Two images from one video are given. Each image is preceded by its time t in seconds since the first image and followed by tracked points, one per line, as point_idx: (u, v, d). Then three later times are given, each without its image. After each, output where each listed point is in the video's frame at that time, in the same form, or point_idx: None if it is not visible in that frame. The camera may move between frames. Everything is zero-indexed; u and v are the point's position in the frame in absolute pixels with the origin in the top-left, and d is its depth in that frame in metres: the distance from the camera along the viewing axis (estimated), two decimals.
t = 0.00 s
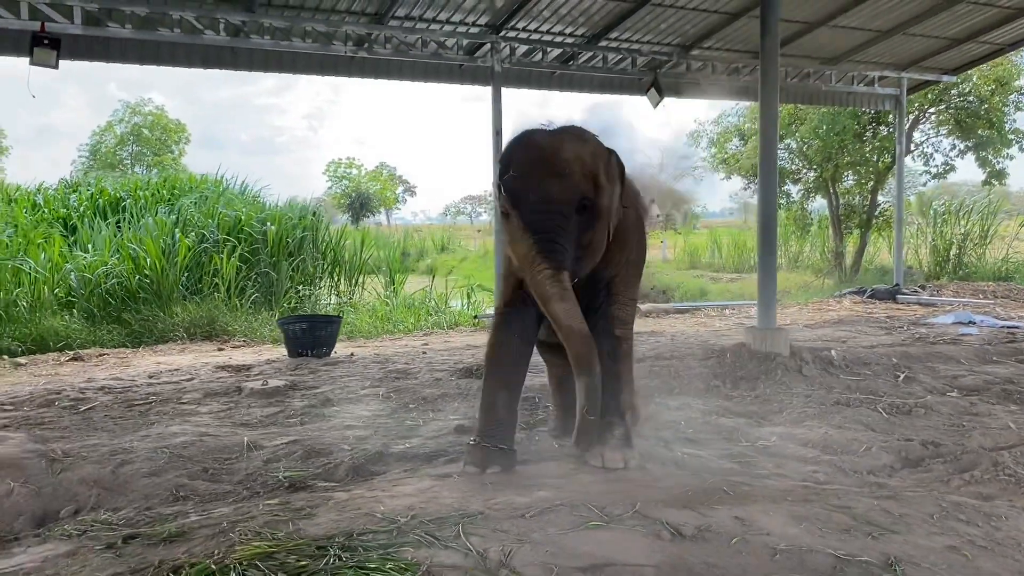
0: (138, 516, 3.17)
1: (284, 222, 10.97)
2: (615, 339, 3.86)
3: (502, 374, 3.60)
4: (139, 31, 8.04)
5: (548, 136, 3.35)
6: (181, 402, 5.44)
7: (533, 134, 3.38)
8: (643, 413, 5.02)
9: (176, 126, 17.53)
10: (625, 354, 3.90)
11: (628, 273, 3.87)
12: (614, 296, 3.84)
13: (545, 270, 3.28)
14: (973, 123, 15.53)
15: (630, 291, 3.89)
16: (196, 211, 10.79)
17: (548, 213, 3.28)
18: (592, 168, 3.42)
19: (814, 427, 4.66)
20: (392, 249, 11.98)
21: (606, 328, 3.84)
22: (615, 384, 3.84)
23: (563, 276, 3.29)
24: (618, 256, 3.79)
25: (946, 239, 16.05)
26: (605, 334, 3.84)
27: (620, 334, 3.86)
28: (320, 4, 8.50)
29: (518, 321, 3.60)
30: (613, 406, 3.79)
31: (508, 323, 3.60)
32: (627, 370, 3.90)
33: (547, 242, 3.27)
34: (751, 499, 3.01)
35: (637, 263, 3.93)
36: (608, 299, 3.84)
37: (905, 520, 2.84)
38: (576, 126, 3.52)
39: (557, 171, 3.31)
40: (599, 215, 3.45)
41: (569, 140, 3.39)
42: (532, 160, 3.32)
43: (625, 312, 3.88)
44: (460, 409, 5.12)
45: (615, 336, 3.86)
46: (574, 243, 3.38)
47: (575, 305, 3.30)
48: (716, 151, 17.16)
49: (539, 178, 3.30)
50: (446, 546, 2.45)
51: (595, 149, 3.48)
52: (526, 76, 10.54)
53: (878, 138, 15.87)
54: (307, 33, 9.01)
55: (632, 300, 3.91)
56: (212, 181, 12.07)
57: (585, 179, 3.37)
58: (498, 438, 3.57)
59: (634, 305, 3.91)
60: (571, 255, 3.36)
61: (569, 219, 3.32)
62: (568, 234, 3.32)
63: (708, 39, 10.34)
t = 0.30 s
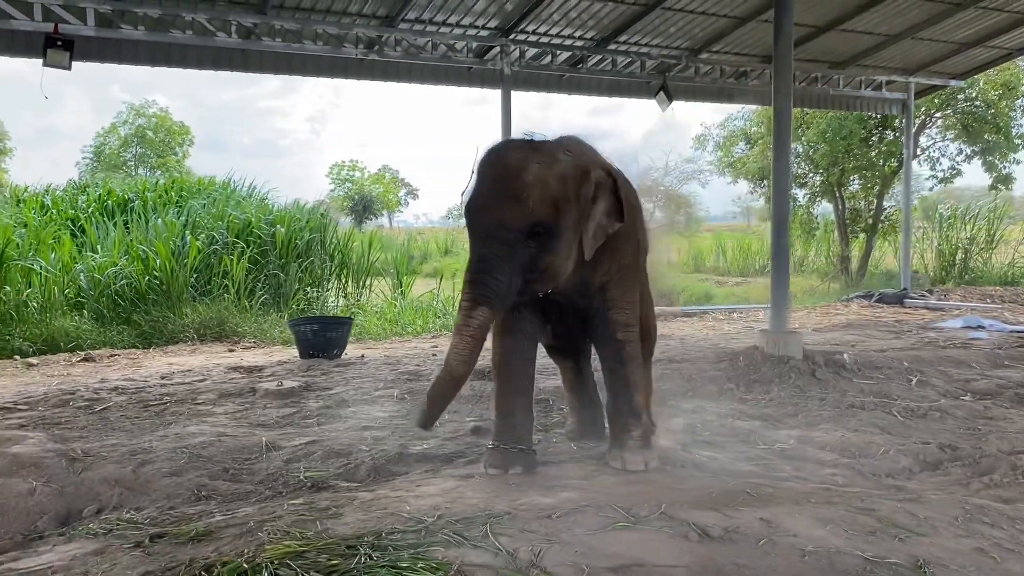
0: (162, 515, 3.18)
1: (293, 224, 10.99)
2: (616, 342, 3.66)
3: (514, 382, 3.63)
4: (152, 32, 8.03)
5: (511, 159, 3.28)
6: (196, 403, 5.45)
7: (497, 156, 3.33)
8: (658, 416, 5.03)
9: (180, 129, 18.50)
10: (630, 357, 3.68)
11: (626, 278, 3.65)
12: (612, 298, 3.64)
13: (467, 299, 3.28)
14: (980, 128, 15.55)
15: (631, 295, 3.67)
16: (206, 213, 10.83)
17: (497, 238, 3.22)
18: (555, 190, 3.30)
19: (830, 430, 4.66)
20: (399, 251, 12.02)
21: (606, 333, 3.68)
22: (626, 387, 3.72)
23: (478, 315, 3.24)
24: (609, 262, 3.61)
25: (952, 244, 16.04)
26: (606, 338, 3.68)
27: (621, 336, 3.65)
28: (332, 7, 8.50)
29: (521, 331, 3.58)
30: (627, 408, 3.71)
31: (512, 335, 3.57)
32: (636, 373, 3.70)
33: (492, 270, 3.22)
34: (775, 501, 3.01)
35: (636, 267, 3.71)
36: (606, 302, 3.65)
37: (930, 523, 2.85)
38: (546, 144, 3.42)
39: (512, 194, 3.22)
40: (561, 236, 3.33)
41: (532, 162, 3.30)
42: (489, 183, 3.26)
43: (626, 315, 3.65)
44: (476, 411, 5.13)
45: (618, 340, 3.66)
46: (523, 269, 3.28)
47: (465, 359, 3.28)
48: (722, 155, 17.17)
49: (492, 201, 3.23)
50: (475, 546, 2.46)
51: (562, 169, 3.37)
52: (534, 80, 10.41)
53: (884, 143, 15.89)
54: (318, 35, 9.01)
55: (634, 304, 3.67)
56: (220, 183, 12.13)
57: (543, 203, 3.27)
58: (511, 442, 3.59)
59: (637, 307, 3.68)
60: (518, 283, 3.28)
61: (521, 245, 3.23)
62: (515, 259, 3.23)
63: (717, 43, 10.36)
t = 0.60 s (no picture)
0: (186, 518, 3.14)
1: (301, 225, 10.97)
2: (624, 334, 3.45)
3: (531, 384, 3.59)
4: (162, 32, 7.97)
5: (476, 164, 3.04)
6: (211, 403, 5.41)
7: (463, 161, 3.10)
8: (678, 417, 4.99)
9: (183, 129, 18.49)
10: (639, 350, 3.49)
11: (627, 273, 3.42)
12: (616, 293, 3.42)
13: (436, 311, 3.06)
14: (989, 128, 15.49)
15: (636, 290, 3.44)
16: (214, 213, 10.79)
17: (462, 247, 2.98)
18: (524, 195, 3.07)
19: (853, 431, 4.62)
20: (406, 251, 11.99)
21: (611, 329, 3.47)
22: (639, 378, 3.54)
23: (450, 329, 3.01)
24: (608, 258, 3.38)
25: (960, 244, 15.96)
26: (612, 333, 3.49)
27: (627, 327, 3.44)
28: (342, 6, 8.45)
29: (527, 331, 3.54)
30: (641, 405, 3.60)
31: (520, 338, 3.55)
32: (650, 365, 3.53)
33: (461, 280, 3.00)
34: (808, 505, 2.97)
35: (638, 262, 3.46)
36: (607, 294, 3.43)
37: (968, 527, 2.81)
38: (516, 145, 3.19)
39: (477, 201, 2.99)
40: (532, 240, 3.11)
41: (497, 166, 3.06)
42: (454, 190, 3.04)
43: (632, 307, 3.43)
44: (494, 412, 5.10)
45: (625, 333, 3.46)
46: (495, 277, 3.06)
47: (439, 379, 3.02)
48: (729, 155, 17.08)
49: (456, 209, 3.00)
50: (512, 550, 2.42)
51: (533, 172, 3.13)
52: (544, 79, 10.38)
53: (892, 143, 15.80)
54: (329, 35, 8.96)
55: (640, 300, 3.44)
56: (227, 184, 12.10)
57: (511, 208, 3.03)
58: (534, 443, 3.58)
59: (643, 301, 3.44)
60: (490, 292, 3.07)
61: (488, 252, 3.01)
62: (483, 269, 3.01)
63: (727, 42, 10.30)
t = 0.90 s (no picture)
0: (207, 521, 3.13)
1: (308, 225, 10.96)
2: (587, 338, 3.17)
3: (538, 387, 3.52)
4: (171, 32, 7.95)
5: (471, 163, 2.98)
6: (224, 405, 5.40)
7: (456, 161, 3.04)
8: (693, 417, 4.97)
9: (185, 129, 18.45)
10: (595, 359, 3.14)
11: (615, 274, 3.21)
12: (593, 294, 3.18)
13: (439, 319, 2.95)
14: (995, 126, 15.45)
15: (616, 295, 3.20)
16: (222, 214, 10.77)
17: (459, 247, 2.89)
18: (521, 190, 3.00)
19: (870, 432, 4.60)
20: (413, 251, 11.96)
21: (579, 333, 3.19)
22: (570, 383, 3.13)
23: (454, 332, 2.91)
24: (599, 256, 3.21)
25: (966, 242, 15.90)
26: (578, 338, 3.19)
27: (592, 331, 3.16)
28: (350, 6, 8.42)
29: (535, 335, 3.49)
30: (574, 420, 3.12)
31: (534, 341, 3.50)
32: (594, 377, 3.12)
33: (460, 280, 2.90)
34: (834, 507, 2.96)
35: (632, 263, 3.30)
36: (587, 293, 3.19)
37: (997, 530, 2.79)
38: (511, 141, 3.12)
39: (473, 199, 2.91)
40: (530, 237, 3.02)
41: (493, 163, 2.99)
42: (449, 189, 2.96)
43: (606, 313, 3.17)
44: (509, 413, 5.08)
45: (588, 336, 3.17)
46: (495, 276, 2.96)
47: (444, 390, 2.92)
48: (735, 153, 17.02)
49: (452, 209, 2.93)
50: (541, 555, 2.40)
51: (529, 167, 3.06)
52: (551, 79, 10.35)
53: (898, 141, 15.68)
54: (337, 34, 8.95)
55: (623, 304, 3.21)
56: (232, 184, 12.09)
57: (509, 204, 2.96)
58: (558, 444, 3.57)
59: (622, 307, 3.20)
60: (493, 291, 2.97)
61: (487, 251, 2.92)
62: (483, 268, 2.91)
63: (735, 40, 10.25)
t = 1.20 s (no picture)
0: (225, 514, 3.16)
1: (314, 220, 10.98)
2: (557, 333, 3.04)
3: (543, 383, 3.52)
4: (177, 28, 7.93)
5: (468, 156, 2.86)
6: (235, 399, 5.42)
7: (452, 155, 2.92)
8: (705, 409, 4.98)
9: (187, 125, 18.44)
10: (562, 358, 3.02)
11: (602, 270, 3.10)
12: (572, 288, 3.06)
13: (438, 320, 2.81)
14: (1000, 118, 15.40)
15: (598, 292, 3.08)
16: (228, 210, 10.78)
17: (458, 243, 2.77)
18: (521, 182, 2.87)
19: (882, 423, 4.60)
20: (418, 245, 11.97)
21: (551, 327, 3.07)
22: (536, 388, 3.00)
23: (454, 332, 2.77)
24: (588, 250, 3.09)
25: (971, 234, 15.86)
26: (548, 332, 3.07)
27: (563, 328, 3.03)
28: (356, 0, 8.38)
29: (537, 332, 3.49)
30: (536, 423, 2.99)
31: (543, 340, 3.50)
32: (556, 375, 3.01)
33: (460, 277, 2.78)
34: (850, 499, 2.97)
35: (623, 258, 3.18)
36: (567, 287, 3.07)
37: (1015, 519, 2.79)
38: (508, 133, 3.01)
39: (472, 192, 2.79)
40: (532, 231, 2.89)
41: (490, 155, 2.87)
42: (445, 183, 2.85)
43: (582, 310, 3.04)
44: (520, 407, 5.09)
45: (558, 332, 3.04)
46: (497, 272, 2.84)
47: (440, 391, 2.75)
48: (739, 146, 16.96)
49: (449, 204, 2.81)
50: (562, 545, 2.41)
51: (529, 158, 2.94)
52: (556, 72, 10.33)
53: (903, 133, 15.57)
54: (343, 29, 8.92)
55: (603, 301, 3.09)
56: (236, 180, 12.10)
57: (509, 196, 2.83)
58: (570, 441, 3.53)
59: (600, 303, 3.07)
60: (495, 288, 2.85)
61: (488, 246, 2.79)
62: (485, 264, 2.78)
63: (741, 32, 10.19)
